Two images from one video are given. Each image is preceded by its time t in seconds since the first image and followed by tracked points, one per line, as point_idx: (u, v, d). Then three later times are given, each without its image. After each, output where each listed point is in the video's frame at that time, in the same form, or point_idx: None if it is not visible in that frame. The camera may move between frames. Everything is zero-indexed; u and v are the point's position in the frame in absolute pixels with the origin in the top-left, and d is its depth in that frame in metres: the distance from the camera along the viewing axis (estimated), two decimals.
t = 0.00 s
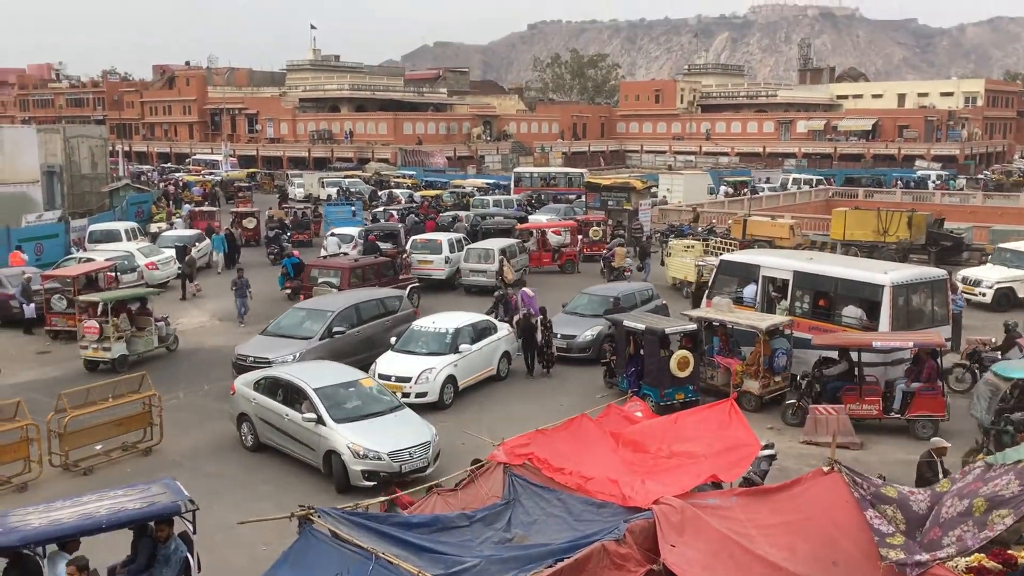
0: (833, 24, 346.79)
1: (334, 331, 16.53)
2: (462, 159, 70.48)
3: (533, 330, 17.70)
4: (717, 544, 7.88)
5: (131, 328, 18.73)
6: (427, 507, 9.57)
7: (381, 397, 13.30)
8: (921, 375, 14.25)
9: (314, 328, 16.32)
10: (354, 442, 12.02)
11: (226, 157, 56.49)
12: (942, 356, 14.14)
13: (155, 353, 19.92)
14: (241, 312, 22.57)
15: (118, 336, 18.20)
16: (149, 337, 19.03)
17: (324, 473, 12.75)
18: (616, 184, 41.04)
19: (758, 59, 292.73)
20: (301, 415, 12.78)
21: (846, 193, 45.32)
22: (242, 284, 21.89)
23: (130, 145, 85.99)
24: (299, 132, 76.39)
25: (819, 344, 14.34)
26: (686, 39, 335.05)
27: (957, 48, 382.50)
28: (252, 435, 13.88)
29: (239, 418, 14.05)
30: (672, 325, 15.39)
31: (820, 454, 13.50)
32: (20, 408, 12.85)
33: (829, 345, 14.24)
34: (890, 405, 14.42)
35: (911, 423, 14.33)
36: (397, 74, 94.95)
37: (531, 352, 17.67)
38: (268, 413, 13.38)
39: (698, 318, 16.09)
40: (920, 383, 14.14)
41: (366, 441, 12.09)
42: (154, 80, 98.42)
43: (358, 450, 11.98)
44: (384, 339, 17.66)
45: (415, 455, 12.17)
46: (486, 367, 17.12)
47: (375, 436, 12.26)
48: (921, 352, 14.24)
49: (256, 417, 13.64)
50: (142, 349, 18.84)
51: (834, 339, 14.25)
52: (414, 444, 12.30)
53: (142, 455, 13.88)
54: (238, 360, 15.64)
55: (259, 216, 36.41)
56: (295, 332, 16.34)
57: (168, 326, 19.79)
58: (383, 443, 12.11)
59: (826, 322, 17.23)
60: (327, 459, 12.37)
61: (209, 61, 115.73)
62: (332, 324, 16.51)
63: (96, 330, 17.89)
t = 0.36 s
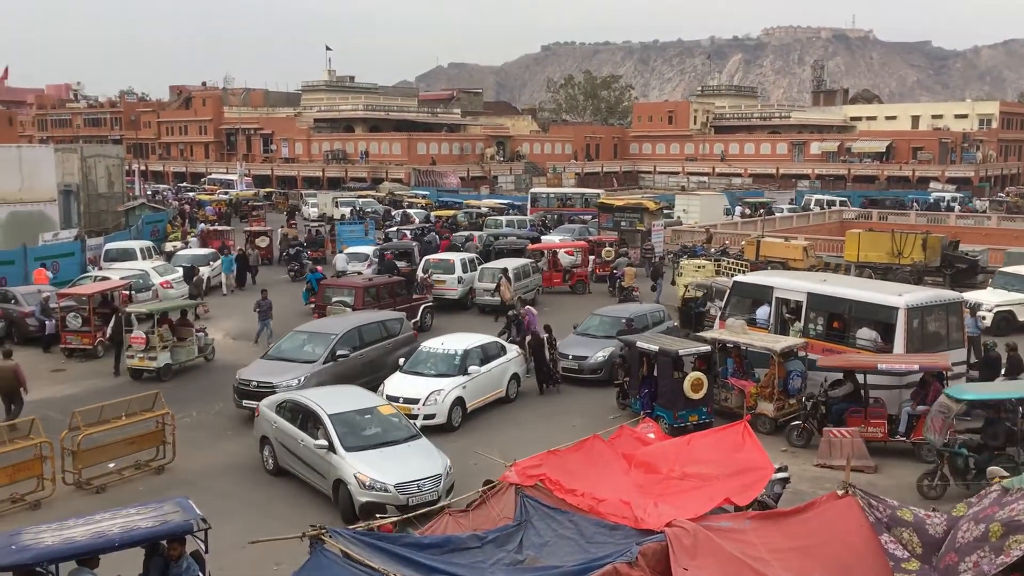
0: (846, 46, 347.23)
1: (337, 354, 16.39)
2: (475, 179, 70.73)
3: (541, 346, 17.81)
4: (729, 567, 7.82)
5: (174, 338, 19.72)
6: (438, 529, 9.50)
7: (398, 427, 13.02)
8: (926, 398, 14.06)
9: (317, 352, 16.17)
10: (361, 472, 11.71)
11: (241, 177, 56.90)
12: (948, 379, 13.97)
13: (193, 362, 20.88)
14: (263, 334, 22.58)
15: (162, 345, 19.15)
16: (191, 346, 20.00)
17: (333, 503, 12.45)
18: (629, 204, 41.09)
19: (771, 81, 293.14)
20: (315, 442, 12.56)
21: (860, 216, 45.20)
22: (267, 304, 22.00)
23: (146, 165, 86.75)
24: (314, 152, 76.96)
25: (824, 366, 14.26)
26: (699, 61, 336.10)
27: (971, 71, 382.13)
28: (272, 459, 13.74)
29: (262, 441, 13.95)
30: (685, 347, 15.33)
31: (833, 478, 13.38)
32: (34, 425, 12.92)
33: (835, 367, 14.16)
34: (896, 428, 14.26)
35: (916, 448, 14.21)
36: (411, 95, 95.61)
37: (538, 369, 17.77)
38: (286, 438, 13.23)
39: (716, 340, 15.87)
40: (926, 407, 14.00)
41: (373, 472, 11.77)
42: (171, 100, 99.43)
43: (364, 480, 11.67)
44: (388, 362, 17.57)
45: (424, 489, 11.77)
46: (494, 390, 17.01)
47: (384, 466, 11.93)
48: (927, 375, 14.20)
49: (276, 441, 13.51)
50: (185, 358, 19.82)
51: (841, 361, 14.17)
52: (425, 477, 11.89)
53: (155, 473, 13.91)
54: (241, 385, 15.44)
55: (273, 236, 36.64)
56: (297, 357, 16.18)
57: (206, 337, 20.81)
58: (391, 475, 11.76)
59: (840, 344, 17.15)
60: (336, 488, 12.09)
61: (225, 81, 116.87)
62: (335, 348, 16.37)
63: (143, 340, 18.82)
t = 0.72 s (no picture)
0: (856, 44, 345.96)
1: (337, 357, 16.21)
2: (483, 177, 70.76)
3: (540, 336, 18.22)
4: (736, 567, 7.81)
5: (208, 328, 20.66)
6: (445, 526, 9.51)
7: (408, 435, 12.62)
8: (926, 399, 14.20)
9: (318, 354, 15.97)
10: (360, 481, 11.38)
11: (249, 174, 57.04)
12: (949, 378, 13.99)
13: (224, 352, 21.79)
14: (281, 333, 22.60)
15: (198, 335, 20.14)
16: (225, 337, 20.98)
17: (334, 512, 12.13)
18: (637, 203, 41.06)
19: (780, 79, 292.32)
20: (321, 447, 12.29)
21: (869, 214, 45.08)
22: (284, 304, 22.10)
23: (155, 162, 87.05)
24: (322, 150, 77.15)
25: (827, 364, 14.23)
26: (708, 59, 335.56)
27: (981, 69, 380.47)
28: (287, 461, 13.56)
29: (278, 443, 13.78)
30: (695, 345, 15.28)
31: (841, 478, 13.33)
32: (43, 422, 12.98)
33: (837, 365, 14.14)
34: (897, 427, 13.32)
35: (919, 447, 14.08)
36: (418, 93, 95.69)
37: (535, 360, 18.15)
38: (298, 441, 13.01)
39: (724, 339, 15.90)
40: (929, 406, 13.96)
41: (373, 481, 11.42)
42: (180, 98, 99.73)
43: (363, 490, 11.32)
44: (388, 363, 17.40)
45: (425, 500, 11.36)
46: (497, 390, 16.92)
47: (385, 476, 11.57)
48: (929, 374, 14.16)
49: (288, 443, 13.31)
50: (218, 347, 20.77)
51: (843, 360, 14.18)
52: (426, 490, 11.47)
53: (163, 470, 13.96)
54: (241, 388, 15.21)
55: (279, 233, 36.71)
56: (296, 359, 15.97)
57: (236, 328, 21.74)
58: (391, 486, 11.39)
59: (848, 344, 17.09)
60: (338, 496, 11.78)
61: (233, 79, 117.09)
62: (336, 350, 16.18)
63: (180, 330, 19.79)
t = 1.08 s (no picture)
0: (856, 33, 345.08)
1: (329, 353, 15.97)
2: (482, 168, 70.65)
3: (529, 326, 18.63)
4: (736, 556, 7.79)
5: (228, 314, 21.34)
6: (444, 518, 9.50)
7: (405, 437, 12.25)
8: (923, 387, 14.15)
9: (309, 351, 15.75)
10: (345, 484, 11.09)
11: (248, 166, 56.96)
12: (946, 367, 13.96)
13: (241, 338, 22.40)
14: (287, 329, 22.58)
15: (221, 319, 20.85)
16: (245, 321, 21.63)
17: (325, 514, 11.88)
18: (636, 194, 40.97)
19: (780, 69, 291.49)
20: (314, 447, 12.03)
21: (869, 204, 45.01)
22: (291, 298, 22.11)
23: (153, 154, 86.88)
24: (320, 142, 76.96)
25: (821, 354, 14.21)
26: (707, 49, 334.71)
27: (982, 58, 379.62)
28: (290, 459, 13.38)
29: (283, 439, 13.62)
30: (694, 336, 15.24)
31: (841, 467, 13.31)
32: (41, 414, 12.95)
33: (831, 355, 14.11)
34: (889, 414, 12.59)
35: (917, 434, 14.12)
36: (417, 84, 95.48)
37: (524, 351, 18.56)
38: (295, 440, 12.79)
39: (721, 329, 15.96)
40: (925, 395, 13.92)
41: (360, 485, 11.12)
42: (178, 90, 99.49)
43: (348, 493, 11.06)
44: (375, 355, 17.20)
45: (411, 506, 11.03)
46: (490, 384, 16.69)
47: (373, 478, 11.28)
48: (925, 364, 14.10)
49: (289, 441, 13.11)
50: (239, 332, 21.50)
51: (837, 350, 14.13)
52: (415, 494, 11.10)
53: (162, 462, 13.95)
54: (233, 388, 15.02)
55: (275, 224, 36.48)
56: (287, 357, 15.74)
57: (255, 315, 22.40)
58: (378, 489, 11.06)
59: (847, 333, 17.05)
60: (327, 497, 11.56)
61: (231, 71, 116.73)
62: (328, 346, 15.96)
63: (202, 315, 20.52)
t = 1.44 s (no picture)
0: (851, 29, 345.51)
1: (322, 352, 15.95)
2: (478, 165, 70.59)
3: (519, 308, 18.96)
4: (730, 552, 7.84)
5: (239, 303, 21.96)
6: (440, 513, 9.57)
7: (397, 443, 11.96)
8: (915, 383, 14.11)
9: (302, 350, 15.74)
10: (326, 490, 10.88)
11: (243, 162, 56.82)
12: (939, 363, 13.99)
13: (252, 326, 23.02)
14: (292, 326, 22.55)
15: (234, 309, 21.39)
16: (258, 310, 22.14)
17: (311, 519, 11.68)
18: (632, 189, 40.87)
19: (775, 66, 291.65)
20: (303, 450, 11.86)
21: (864, 200, 45.09)
22: (295, 296, 22.19)
23: (148, 150, 86.63)
24: (316, 137, 76.88)
25: (814, 349, 14.25)
26: (703, 46, 334.82)
27: (977, 55, 380.16)
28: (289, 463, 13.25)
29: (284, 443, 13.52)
30: (690, 332, 15.31)
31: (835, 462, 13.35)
32: (36, 410, 12.94)
33: (824, 351, 14.15)
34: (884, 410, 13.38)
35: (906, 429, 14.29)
36: (412, 80, 95.34)
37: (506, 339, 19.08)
38: (290, 443, 12.64)
39: (714, 324, 16.00)
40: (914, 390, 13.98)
41: (341, 490, 10.88)
42: (173, 85, 99.23)
43: (328, 498, 10.84)
44: (364, 353, 17.18)
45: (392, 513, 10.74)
46: (480, 383, 16.52)
47: (355, 484, 11.04)
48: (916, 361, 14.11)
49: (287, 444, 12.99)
50: (252, 321, 22.17)
51: (830, 345, 14.17)
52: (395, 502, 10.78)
53: (158, 458, 13.97)
54: (227, 389, 14.96)
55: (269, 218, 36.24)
56: (280, 356, 15.69)
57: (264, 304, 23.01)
58: (358, 496, 10.79)
59: (841, 329, 17.10)
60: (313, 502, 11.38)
61: (226, 66, 116.49)
62: (320, 345, 15.95)
63: (217, 305, 21.16)
